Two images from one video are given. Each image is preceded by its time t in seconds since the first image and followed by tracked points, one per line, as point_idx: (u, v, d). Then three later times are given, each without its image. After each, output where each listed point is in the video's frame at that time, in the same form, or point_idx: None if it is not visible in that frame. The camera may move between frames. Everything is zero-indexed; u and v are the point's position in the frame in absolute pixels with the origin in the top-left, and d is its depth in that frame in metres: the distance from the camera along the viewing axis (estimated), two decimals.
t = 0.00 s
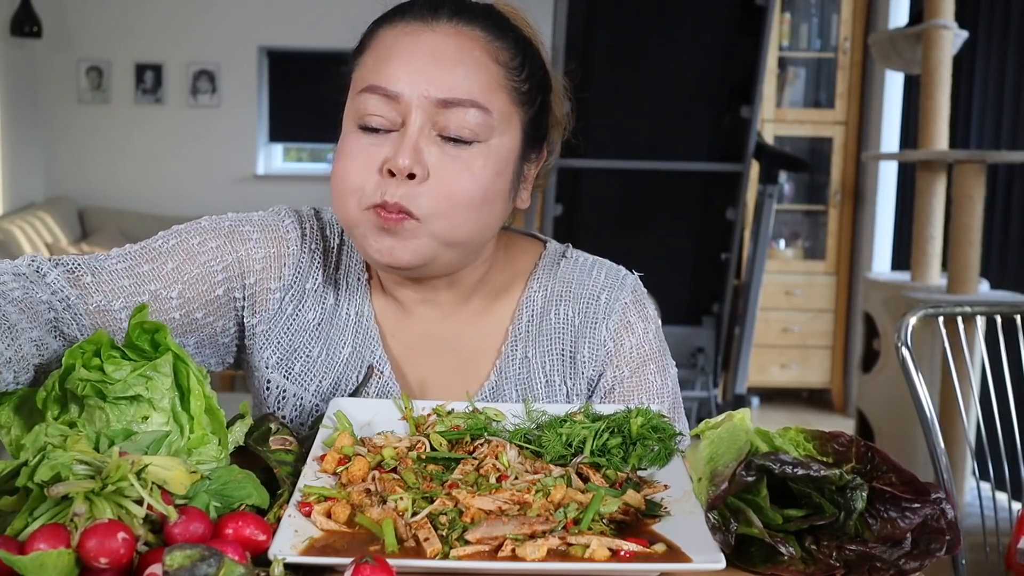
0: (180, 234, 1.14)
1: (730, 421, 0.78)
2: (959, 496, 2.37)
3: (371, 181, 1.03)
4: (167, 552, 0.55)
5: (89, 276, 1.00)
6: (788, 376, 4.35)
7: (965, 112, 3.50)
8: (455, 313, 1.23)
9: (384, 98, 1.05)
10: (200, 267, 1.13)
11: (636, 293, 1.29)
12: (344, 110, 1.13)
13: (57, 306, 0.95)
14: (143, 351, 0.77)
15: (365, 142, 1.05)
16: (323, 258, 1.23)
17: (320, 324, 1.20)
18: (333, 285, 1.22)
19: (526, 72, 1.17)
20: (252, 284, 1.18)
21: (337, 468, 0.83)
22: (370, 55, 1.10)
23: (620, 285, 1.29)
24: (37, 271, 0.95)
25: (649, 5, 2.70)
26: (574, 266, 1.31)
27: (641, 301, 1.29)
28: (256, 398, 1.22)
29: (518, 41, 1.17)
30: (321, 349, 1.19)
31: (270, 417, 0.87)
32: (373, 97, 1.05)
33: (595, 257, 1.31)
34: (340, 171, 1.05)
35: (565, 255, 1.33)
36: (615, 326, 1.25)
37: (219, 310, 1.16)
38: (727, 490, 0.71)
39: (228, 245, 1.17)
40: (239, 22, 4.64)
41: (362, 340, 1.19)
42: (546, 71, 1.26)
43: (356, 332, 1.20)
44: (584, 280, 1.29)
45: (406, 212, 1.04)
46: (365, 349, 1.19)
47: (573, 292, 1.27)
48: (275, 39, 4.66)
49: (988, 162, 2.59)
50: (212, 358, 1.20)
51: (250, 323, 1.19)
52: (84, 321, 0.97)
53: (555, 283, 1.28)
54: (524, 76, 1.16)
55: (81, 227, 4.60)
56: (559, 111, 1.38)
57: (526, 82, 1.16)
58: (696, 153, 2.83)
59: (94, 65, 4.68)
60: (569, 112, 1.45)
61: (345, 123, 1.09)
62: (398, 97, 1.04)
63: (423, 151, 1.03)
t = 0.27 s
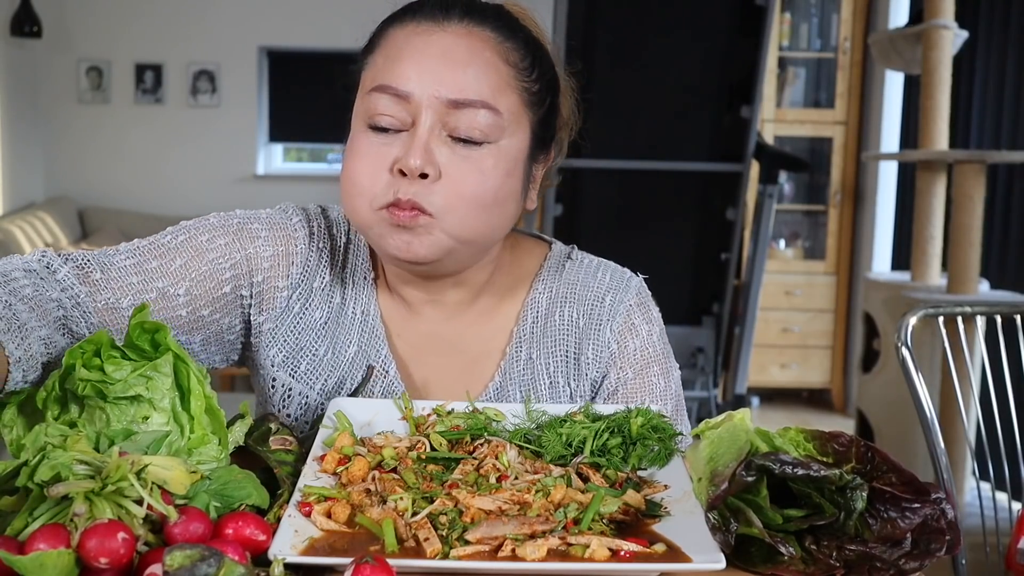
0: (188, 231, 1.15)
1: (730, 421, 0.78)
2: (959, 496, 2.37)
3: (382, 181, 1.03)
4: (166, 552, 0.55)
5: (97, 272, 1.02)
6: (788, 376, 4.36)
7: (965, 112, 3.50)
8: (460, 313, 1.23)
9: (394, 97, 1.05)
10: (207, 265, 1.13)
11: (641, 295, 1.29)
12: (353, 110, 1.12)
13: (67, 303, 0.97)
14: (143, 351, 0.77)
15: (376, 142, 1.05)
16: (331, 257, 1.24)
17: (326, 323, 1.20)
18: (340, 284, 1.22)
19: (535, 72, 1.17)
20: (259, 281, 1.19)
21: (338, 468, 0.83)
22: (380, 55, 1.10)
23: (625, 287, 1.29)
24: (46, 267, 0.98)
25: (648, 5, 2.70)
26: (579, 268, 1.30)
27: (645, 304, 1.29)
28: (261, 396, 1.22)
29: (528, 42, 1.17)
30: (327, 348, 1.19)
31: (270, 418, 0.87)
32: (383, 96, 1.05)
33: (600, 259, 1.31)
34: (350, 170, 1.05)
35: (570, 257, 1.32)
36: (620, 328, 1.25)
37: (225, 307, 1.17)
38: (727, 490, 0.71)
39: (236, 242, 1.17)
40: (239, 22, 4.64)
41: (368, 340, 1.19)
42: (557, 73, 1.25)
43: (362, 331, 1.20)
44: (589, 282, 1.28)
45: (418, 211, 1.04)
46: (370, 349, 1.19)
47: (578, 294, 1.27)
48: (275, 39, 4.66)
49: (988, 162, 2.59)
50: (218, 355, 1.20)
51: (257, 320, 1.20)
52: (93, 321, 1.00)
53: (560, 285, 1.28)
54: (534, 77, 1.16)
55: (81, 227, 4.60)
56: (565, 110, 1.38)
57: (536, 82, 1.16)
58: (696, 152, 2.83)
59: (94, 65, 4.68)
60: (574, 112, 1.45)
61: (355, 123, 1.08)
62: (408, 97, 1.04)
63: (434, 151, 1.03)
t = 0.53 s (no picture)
0: (193, 220, 1.15)
1: (730, 422, 0.78)
2: (959, 496, 2.37)
3: (415, 198, 1.04)
4: (167, 552, 0.55)
5: (100, 252, 1.02)
6: (788, 376, 4.36)
7: (965, 112, 3.50)
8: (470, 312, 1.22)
9: (421, 107, 1.04)
10: (212, 253, 1.13)
11: (647, 295, 1.29)
12: (371, 112, 1.11)
13: (65, 274, 0.95)
14: (143, 351, 0.77)
15: (405, 155, 1.05)
16: (342, 251, 1.25)
17: (332, 316, 1.20)
18: (345, 279, 1.23)
19: (549, 75, 1.16)
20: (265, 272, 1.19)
21: (338, 468, 0.83)
22: (401, 60, 1.08)
23: (630, 287, 1.29)
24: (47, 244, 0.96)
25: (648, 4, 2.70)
26: (584, 268, 1.31)
27: (651, 303, 1.28)
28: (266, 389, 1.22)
29: (545, 44, 1.16)
30: (333, 341, 1.19)
31: (270, 418, 0.87)
32: (409, 106, 1.04)
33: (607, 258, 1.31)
34: (377, 183, 1.06)
35: (576, 258, 1.32)
36: (625, 326, 1.24)
37: (231, 296, 1.16)
38: (727, 490, 0.72)
39: (242, 232, 1.18)
40: (239, 22, 4.64)
41: (374, 333, 1.19)
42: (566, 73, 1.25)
43: (368, 325, 1.20)
44: (595, 282, 1.29)
45: (451, 232, 1.06)
46: (377, 343, 1.19)
47: (584, 293, 1.27)
48: (275, 39, 4.66)
49: (988, 162, 2.59)
50: (224, 348, 1.19)
51: (263, 312, 1.20)
52: (93, 294, 0.98)
53: (566, 283, 1.28)
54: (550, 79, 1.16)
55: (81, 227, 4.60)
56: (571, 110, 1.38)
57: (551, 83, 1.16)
58: (696, 152, 2.82)
59: (94, 65, 4.68)
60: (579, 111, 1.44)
61: (377, 132, 1.08)
62: (436, 108, 1.03)
63: (466, 166, 1.04)
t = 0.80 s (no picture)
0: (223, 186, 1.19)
1: (730, 422, 0.78)
2: (959, 496, 2.37)
3: (464, 204, 1.05)
4: (166, 552, 0.55)
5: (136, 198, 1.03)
6: (788, 376, 4.36)
7: (965, 112, 3.50)
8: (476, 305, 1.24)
9: (461, 117, 1.05)
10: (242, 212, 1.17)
11: (649, 293, 1.28)
12: (398, 120, 1.10)
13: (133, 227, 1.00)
14: (142, 351, 0.77)
15: (448, 164, 1.05)
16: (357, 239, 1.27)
17: (342, 297, 1.22)
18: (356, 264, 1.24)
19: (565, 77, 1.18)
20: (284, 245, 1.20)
21: (338, 468, 0.83)
22: (433, 71, 1.08)
23: (633, 284, 1.28)
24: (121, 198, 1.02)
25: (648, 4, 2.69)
26: (588, 265, 1.29)
27: (654, 300, 1.28)
28: (273, 369, 1.22)
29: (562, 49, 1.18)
30: (342, 319, 1.20)
31: (270, 417, 0.87)
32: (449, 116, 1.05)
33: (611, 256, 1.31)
34: (423, 190, 1.06)
35: (581, 254, 1.31)
36: (626, 323, 1.24)
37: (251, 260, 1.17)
38: (727, 490, 0.72)
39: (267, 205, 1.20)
40: (239, 22, 4.64)
41: (383, 314, 1.21)
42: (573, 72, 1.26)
43: (378, 307, 1.22)
44: (598, 278, 1.27)
45: (501, 228, 1.08)
46: (385, 325, 1.20)
47: (587, 288, 1.26)
48: (275, 39, 4.66)
49: (988, 162, 2.59)
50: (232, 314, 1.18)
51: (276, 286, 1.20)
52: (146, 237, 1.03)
53: (570, 279, 1.28)
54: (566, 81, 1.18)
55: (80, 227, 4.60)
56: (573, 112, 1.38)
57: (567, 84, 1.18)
58: (696, 152, 2.83)
59: (94, 65, 4.68)
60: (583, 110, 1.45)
61: (413, 143, 1.07)
62: (477, 117, 1.04)
63: (514, 172, 1.05)
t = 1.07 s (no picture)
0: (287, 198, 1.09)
1: (730, 421, 0.78)
2: (959, 496, 2.37)
3: (485, 194, 1.07)
4: (167, 553, 0.55)
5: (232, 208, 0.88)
6: (787, 376, 4.35)
7: (965, 112, 3.51)
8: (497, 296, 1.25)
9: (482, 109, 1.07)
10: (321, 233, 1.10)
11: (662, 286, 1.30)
12: (422, 115, 1.13)
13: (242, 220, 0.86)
14: (143, 351, 0.76)
15: (468, 155, 1.07)
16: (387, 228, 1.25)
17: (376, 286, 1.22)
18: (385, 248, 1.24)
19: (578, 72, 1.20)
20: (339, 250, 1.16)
21: (337, 468, 0.83)
22: (455, 66, 1.11)
23: (648, 276, 1.30)
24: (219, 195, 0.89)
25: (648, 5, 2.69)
26: (604, 259, 1.31)
27: (667, 294, 1.30)
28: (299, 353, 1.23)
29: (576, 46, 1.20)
30: (378, 309, 1.22)
31: (270, 417, 0.87)
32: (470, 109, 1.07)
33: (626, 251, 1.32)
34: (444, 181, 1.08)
35: (595, 249, 1.32)
36: (642, 312, 1.26)
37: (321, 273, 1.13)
38: (727, 490, 0.72)
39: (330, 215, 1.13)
40: (239, 22, 4.64)
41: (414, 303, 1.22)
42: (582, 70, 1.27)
43: (407, 294, 1.22)
44: (615, 270, 1.29)
45: (521, 218, 1.08)
46: (417, 314, 1.22)
47: (604, 279, 1.28)
48: (275, 39, 4.66)
49: (988, 162, 2.59)
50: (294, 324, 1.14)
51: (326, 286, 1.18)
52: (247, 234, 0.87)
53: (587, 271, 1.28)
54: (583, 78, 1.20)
55: (80, 227, 4.60)
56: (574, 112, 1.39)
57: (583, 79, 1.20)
58: (696, 152, 2.83)
59: (94, 65, 4.68)
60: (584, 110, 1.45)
61: (436, 135, 1.10)
62: (497, 109, 1.07)
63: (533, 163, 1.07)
